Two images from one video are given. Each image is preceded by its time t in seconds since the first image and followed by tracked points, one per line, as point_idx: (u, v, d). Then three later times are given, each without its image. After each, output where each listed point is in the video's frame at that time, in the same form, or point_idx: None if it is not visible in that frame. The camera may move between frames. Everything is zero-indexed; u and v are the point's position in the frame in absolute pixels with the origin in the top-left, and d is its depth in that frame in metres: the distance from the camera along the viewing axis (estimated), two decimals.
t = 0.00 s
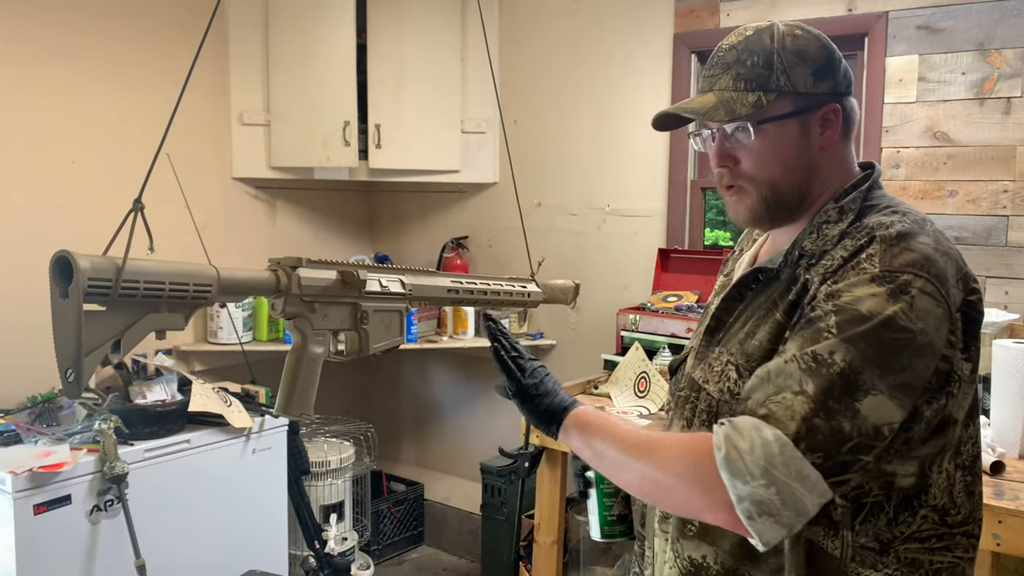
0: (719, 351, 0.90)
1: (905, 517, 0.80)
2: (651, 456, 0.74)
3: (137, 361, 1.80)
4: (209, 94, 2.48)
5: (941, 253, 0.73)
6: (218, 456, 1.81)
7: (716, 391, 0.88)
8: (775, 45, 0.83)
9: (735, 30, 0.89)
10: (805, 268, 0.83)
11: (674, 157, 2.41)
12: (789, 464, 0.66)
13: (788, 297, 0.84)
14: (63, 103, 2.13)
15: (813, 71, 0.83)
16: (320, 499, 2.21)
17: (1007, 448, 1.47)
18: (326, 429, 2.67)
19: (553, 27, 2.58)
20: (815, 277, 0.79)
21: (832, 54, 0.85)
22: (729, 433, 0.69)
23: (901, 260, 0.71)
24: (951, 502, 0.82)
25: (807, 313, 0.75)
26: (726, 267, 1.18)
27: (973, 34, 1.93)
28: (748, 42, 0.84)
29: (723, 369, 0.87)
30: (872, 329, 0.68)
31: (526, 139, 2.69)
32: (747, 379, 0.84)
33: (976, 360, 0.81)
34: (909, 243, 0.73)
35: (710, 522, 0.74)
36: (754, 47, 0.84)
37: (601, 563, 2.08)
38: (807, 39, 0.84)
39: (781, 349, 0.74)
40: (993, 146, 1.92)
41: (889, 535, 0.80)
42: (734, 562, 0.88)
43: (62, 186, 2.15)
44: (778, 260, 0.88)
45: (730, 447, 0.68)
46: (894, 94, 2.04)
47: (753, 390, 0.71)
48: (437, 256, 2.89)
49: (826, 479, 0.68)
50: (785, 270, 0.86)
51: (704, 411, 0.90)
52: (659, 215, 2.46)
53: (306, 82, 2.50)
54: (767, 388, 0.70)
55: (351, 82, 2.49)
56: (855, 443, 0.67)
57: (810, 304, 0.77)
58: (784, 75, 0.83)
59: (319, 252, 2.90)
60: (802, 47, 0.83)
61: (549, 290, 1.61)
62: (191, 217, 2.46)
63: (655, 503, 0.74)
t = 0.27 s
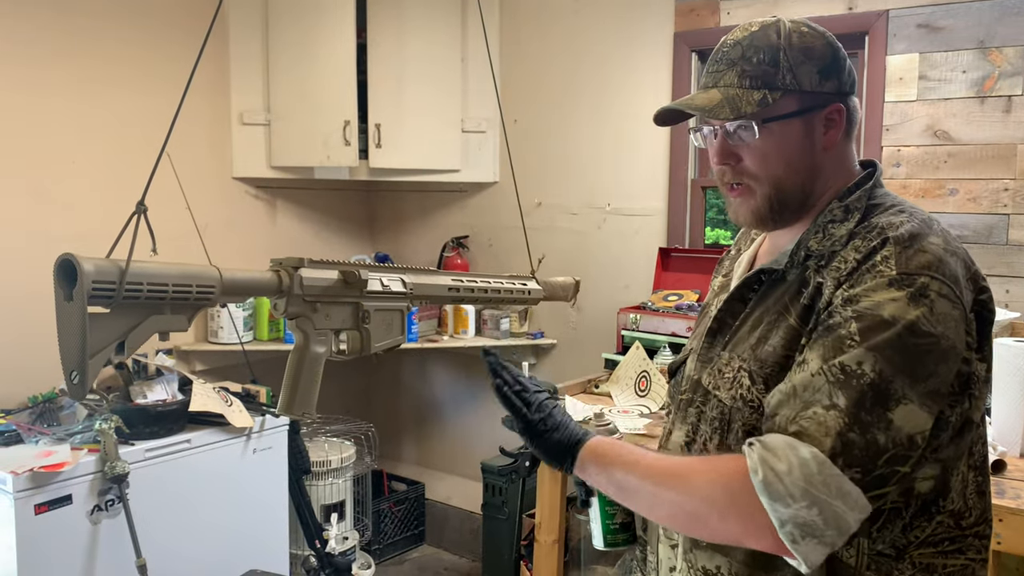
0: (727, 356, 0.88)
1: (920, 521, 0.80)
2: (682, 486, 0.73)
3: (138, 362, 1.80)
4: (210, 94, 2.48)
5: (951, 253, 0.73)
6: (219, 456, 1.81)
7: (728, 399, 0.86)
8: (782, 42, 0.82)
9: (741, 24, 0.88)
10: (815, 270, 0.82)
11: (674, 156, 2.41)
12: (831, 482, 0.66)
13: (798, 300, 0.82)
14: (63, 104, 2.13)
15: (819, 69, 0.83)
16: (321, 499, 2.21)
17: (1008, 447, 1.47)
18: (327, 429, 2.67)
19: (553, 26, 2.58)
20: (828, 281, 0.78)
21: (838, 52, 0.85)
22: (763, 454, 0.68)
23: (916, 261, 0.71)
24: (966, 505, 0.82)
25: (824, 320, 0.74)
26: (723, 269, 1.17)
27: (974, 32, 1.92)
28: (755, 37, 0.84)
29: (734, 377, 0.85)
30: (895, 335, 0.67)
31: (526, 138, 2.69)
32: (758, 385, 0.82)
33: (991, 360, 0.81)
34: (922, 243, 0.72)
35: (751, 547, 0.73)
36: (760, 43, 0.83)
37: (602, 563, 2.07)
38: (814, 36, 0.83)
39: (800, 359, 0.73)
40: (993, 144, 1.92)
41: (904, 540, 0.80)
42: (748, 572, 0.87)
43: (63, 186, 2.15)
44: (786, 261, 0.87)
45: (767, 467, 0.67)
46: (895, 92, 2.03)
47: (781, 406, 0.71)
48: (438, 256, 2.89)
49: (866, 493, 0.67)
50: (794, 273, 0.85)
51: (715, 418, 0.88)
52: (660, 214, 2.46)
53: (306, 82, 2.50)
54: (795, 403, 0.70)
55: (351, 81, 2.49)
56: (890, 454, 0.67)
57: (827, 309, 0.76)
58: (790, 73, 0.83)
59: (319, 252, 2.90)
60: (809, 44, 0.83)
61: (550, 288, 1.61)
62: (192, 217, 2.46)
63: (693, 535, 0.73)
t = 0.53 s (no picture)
0: (731, 361, 0.87)
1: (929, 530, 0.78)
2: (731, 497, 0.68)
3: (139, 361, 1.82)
4: (209, 93, 2.48)
5: (958, 253, 0.72)
6: (219, 454, 1.81)
7: (731, 405, 0.85)
8: (790, 38, 0.81)
9: (749, 16, 0.87)
10: (821, 272, 0.81)
11: (674, 155, 2.41)
12: (886, 512, 0.65)
13: (803, 304, 0.82)
14: (62, 102, 2.12)
15: (827, 69, 0.82)
16: (321, 497, 2.21)
17: (1009, 444, 1.46)
18: (328, 428, 2.66)
19: (553, 24, 2.57)
20: (837, 286, 0.77)
21: (849, 51, 0.84)
22: (820, 482, 0.65)
23: (929, 266, 0.70)
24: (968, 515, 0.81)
25: (840, 332, 0.72)
26: (718, 268, 1.17)
27: (974, 30, 1.92)
28: (762, 32, 0.83)
29: (738, 384, 0.84)
30: (920, 348, 0.66)
31: (525, 136, 2.69)
32: (761, 392, 0.81)
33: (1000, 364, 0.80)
34: (933, 246, 0.72)
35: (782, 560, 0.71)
36: (768, 39, 0.82)
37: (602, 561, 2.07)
38: (825, 34, 0.82)
39: (820, 374, 0.71)
40: (993, 141, 1.91)
41: (911, 548, 0.78)
42: None
43: (62, 185, 2.14)
44: (788, 261, 0.86)
45: (825, 498, 0.65)
46: (895, 90, 2.03)
47: (816, 434, 0.68)
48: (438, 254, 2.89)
49: (908, 514, 0.67)
50: (799, 276, 0.84)
51: (718, 426, 0.87)
52: (660, 212, 2.46)
53: (306, 80, 2.49)
54: (831, 431, 0.67)
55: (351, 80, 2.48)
56: (932, 474, 0.67)
57: (840, 318, 0.75)
58: (796, 72, 0.81)
59: (319, 250, 2.90)
60: (819, 42, 0.81)
61: (549, 284, 1.61)
62: (192, 216, 2.45)
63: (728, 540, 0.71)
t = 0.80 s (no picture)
0: (732, 372, 0.84)
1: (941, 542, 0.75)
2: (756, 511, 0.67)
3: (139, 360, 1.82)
4: (208, 92, 2.48)
5: (968, 259, 0.71)
6: (219, 453, 1.81)
7: (735, 419, 0.82)
8: (806, 32, 0.80)
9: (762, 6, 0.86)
10: (827, 279, 0.78)
11: (674, 153, 2.41)
12: (935, 541, 0.64)
13: (809, 313, 0.78)
14: (61, 102, 2.12)
15: (840, 67, 0.81)
16: (321, 496, 2.21)
17: (1009, 442, 1.46)
18: (327, 427, 2.66)
19: (552, 22, 2.57)
20: (847, 298, 0.74)
21: (862, 51, 0.83)
22: (866, 513, 0.64)
23: (943, 276, 0.68)
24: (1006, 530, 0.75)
25: (853, 350, 0.71)
26: (707, 263, 1.14)
27: (973, 28, 1.92)
28: (777, 23, 0.82)
29: (742, 396, 0.82)
30: (944, 365, 0.65)
31: (525, 135, 2.69)
32: (768, 407, 0.79)
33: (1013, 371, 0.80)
34: (946, 255, 0.70)
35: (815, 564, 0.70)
36: (782, 31, 0.82)
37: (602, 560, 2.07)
38: (841, 31, 0.81)
39: (841, 394, 0.70)
40: (993, 139, 1.91)
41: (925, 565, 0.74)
42: None
43: (62, 184, 2.14)
44: (790, 267, 0.83)
45: (873, 529, 0.63)
46: (894, 88, 2.03)
47: (851, 468, 0.68)
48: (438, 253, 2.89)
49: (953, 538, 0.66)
50: (803, 281, 0.81)
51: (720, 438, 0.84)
52: (660, 211, 2.46)
53: (305, 79, 2.50)
54: (867, 462, 0.66)
55: (351, 79, 2.48)
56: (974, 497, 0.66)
57: (854, 332, 0.73)
58: (809, 68, 0.81)
59: (319, 249, 2.90)
60: (833, 37, 0.81)
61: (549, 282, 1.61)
62: (192, 215, 2.45)
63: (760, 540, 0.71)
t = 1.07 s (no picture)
0: (751, 378, 0.85)
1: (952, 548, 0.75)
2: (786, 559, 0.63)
3: (138, 359, 1.82)
4: (208, 91, 2.48)
5: (988, 260, 0.72)
6: (218, 452, 1.81)
7: (756, 427, 0.83)
8: (818, 34, 0.79)
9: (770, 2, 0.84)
10: (848, 283, 0.78)
11: (674, 152, 2.41)
12: (972, 549, 0.62)
13: (831, 318, 0.79)
14: (61, 101, 2.12)
15: (853, 68, 0.80)
16: (320, 495, 2.21)
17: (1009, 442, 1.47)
18: (327, 426, 2.66)
19: (552, 21, 2.57)
20: (873, 301, 0.74)
21: (874, 47, 0.82)
22: (901, 527, 0.61)
23: (972, 279, 0.69)
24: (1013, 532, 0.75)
25: (883, 355, 0.70)
26: (700, 260, 1.15)
27: (973, 27, 1.92)
28: (788, 25, 0.81)
29: (764, 404, 0.82)
30: (978, 368, 0.65)
31: (524, 134, 2.69)
32: (792, 414, 0.79)
33: None
34: (970, 256, 0.71)
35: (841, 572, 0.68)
36: (793, 33, 0.80)
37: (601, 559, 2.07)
38: (852, 32, 0.80)
39: (872, 399, 0.68)
40: (992, 138, 1.91)
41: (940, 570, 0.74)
42: None
43: (61, 183, 2.14)
44: (806, 268, 0.84)
45: (911, 542, 0.61)
46: (894, 87, 2.03)
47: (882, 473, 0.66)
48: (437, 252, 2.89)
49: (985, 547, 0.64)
50: (823, 285, 0.82)
51: (740, 446, 0.85)
52: (659, 210, 2.46)
53: (304, 78, 2.50)
54: (900, 466, 0.64)
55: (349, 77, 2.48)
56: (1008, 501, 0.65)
57: (884, 335, 0.71)
58: (823, 71, 0.80)
59: (318, 248, 2.90)
60: (845, 37, 0.80)
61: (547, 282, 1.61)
62: (191, 214, 2.45)
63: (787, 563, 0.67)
